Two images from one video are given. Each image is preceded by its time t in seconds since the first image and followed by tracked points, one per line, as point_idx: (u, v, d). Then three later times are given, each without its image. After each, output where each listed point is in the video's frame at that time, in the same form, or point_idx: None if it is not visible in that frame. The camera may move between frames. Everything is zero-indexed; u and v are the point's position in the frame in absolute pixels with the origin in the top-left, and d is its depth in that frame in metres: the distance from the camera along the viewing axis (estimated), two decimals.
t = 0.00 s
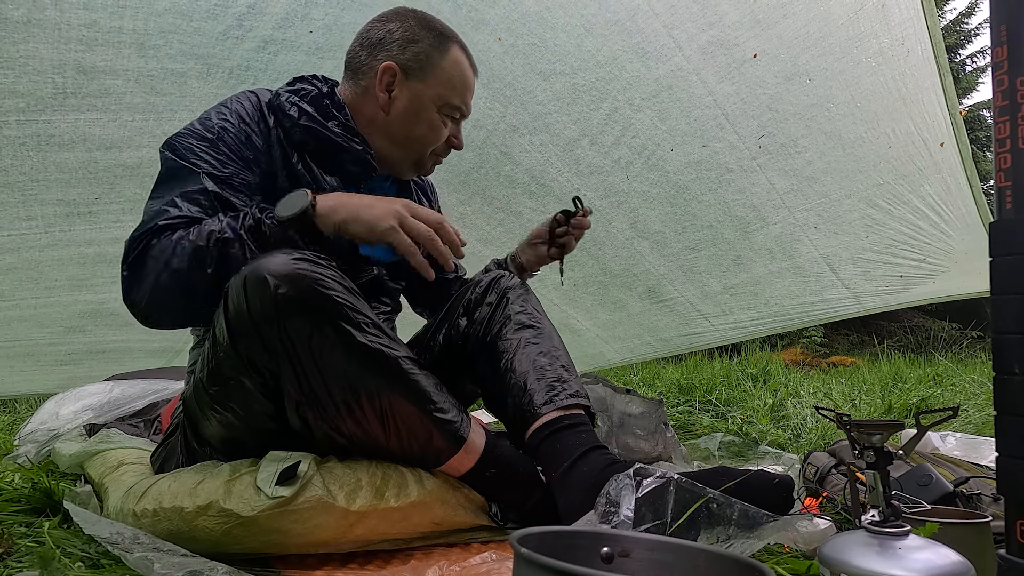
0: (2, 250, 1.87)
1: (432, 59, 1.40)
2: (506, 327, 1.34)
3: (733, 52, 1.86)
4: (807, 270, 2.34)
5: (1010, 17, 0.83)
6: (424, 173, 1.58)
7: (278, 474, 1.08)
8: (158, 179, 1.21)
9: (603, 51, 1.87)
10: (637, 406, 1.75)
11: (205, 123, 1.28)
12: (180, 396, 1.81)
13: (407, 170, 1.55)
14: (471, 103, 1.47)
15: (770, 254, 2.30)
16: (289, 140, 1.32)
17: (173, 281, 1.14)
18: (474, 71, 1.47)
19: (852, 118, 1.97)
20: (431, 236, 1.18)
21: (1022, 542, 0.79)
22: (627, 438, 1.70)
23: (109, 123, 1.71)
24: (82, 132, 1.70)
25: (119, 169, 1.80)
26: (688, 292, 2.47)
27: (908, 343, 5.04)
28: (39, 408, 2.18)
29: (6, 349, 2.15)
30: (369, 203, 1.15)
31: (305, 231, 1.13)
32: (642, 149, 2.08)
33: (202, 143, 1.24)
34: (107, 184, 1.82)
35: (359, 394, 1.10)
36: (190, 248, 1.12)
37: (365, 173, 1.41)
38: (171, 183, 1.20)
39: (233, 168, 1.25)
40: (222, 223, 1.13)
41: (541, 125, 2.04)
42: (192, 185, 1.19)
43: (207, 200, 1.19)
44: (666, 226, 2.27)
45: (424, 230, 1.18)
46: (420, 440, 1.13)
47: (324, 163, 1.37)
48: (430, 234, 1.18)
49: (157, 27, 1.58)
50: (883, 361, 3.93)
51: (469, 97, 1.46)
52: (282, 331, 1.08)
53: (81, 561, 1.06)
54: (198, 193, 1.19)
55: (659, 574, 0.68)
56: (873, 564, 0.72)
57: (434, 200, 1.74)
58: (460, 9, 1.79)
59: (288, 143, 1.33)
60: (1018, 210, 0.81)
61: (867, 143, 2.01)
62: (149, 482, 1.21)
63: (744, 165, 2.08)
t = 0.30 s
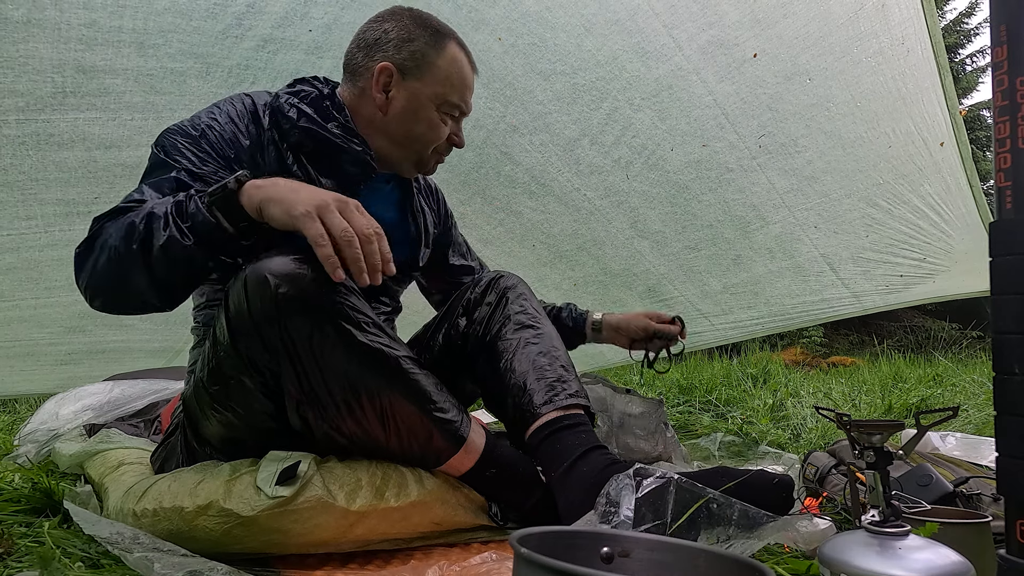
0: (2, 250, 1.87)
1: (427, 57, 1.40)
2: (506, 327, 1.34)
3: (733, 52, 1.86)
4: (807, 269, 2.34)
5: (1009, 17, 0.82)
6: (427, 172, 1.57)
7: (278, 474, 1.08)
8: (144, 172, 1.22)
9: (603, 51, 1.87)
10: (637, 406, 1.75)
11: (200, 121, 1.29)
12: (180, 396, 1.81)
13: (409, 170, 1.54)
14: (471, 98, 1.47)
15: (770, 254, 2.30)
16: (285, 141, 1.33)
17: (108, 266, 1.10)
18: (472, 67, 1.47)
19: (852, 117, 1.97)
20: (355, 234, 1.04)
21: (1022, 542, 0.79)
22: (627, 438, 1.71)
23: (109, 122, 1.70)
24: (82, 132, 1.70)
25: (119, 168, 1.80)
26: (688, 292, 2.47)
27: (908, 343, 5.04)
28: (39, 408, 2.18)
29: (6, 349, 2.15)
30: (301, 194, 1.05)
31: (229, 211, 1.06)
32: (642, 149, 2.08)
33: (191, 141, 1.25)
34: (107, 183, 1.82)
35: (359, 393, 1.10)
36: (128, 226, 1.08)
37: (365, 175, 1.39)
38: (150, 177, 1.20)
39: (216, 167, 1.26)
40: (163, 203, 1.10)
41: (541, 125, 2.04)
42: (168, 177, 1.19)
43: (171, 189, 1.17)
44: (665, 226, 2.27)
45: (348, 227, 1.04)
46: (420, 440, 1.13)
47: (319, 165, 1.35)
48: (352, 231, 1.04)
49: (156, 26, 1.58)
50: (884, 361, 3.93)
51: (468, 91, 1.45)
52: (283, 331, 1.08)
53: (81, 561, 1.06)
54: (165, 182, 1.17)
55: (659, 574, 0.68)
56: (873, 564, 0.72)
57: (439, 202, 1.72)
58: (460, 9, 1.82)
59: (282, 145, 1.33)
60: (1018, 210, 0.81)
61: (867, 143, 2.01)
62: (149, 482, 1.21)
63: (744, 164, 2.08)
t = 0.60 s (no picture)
0: (2, 251, 1.87)
1: (431, 59, 1.40)
2: (508, 328, 1.34)
3: (733, 52, 1.86)
4: (807, 269, 2.34)
5: (1010, 17, 0.83)
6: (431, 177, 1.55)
7: (278, 472, 1.08)
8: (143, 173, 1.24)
9: (603, 51, 1.87)
10: (637, 406, 1.73)
11: (204, 124, 1.31)
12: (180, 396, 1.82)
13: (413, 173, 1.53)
14: (478, 103, 1.46)
15: (770, 253, 2.30)
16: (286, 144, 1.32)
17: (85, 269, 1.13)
18: (480, 72, 1.46)
19: (852, 117, 1.98)
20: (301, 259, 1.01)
21: (1022, 542, 0.79)
22: (627, 438, 1.71)
23: (110, 123, 1.71)
24: (83, 132, 1.70)
25: (119, 168, 1.81)
26: (688, 291, 2.47)
27: (908, 343, 5.04)
28: (40, 408, 2.18)
29: (6, 349, 2.15)
30: (247, 221, 1.02)
31: (185, 236, 1.06)
32: (642, 149, 2.08)
33: (192, 145, 1.27)
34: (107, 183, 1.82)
35: (359, 391, 1.10)
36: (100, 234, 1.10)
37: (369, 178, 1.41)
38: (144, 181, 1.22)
39: (212, 170, 1.26)
40: (130, 215, 1.10)
41: (541, 125, 2.04)
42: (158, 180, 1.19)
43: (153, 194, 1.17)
44: (666, 226, 2.27)
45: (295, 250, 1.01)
46: (420, 438, 1.14)
47: (318, 168, 1.36)
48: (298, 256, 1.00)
49: (157, 27, 1.58)
50: (883, 361, 3.93)
51: (475, 96, 1.45)
52: (283, 329, 1.08)
53: (81, 561, 1.06)
54: (152, 185, 1.18)
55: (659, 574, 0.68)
56: (873, 564, 0.72)
57: (448, 203, 1.72)
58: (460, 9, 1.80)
59: (281, 146, 1.31)
60: (1018, 210, 0.81)
61: (867, 143, 2.01)
62: (149, 481, 1.21)
63: (744, 164, 2.08)
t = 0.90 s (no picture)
0: (2, 250, 1.87)
1: (433, 58, 1.40)
2: (509, 329, 1.34)
3: (733, 52, 1.86)
4: (807, 269, 2.34)
5: (1010, 17, 0.82)
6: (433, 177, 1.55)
7: (279, 473, 1.08)
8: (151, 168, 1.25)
9: (603, 51, 1.87)
10: (637, 406, 1.73)
11: (212, 123, 1.30)
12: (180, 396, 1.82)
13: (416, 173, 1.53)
14: (482, 104, 1.45)
15: (770, 253, 2.30)
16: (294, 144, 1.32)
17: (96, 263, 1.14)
18: (485, 74, 1.45)
19: (852, 117, 1.98)
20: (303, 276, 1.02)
21: (1022, 542, 0.79)
22: (627, 438, 1.71)
23: (109, 122, 1.71)
24: (82, 131, 1.70)
25: (118, 168, 1.81)
26: (688, 291, 2.47)
27: (908, 343, 5.04)
28: (39, 408, 2.18)
29: (6, 349, 2.15)
30: (252, 232, 1.00)
31: (187, 244, 1.05)
32: (642, 149, 2.08)
33: (199, 144, 1.27)
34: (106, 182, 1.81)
35: (359, 392, 1.10)
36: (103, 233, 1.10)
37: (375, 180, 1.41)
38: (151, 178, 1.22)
39: (219, 169, 1.26)
40: (132, 217, 1.09)
41: (541, 125, 2.04)
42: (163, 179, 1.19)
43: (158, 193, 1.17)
44: (665, 226, 2.27)
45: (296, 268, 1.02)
46: (421, 439, 1.14)
47: (325, 169, 1.35)
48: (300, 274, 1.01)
49: (155, 25, 1.57)
50: (883, 361, 3.94)
51: (478, 96, 1.44)
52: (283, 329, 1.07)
53: (81, 561, 1.06)
54: (158, 182, 1.18)
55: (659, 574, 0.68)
56: (873, 564, 0.72)
57: (452, 206, 1.72)
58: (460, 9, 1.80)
59: (289, 147, 1.31)
60: (1018, 210, 0.81)
61: (867, 143, 2.02)
62: (149, 482, 1.21)
63: (744, 164, 2.08)
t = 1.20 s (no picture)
0: (2, 250, 1.87)
1: (401, 40, 1.37)
2: (508, 328, 1.34)
3: (733, 52, 1.86)
4: (807, 269, 2.35)
5: (1010, 17, 0.82)
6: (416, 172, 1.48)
7: (279, 473, 1.07)
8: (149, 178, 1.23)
9: (603, 51, 1.87)
10: (637, 406, 1.74)
11: (209, 126, 1.30)
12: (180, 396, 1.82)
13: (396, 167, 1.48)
14: (454, 87, 1.38)
15: (770, 253, 2.30)
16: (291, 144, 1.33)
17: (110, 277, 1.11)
18: (459, 58, 1.39)
19: (852, 117, 1.98)
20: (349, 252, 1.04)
21: (1022, 542, 0.79)
22: (627, 438, 1.71)
23: (109, 122, 1.70)
24: (82, 131, 1.70)
25: (118, 167, 1.80)
26: (688, 291, 2.47)
27: (908, 343, 5.04)
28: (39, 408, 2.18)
29: (6, 349, 2.15)
30: (309, 219, 1.06)
31: (239, 240, 1.06)
32: (642, 149, 2.08)
33: (202, 148, 1.26)
34: (106, 183, 1.81)
35: (359, 392, 1.10)
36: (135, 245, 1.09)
37: (371, 178, 1.44)
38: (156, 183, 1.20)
39: (226, 171, 1.27)
40: (175, 225, 1.10)
41: (541, 125, 2.03)
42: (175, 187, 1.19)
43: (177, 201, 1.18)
44: (666, 226, 2.27)
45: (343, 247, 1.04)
46: (421, 439, 1.14)
47: (323, 168, 1.37)
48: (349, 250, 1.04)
49: (155, 25, 1.57)
50: (883, 361, 3.94)
51: (450, 79, 1.38)
52: (283, 329, 1.07)
53: (81, 561, 1.06)
54: (175, 190, 1.19)
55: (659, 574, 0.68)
56: (873, 564, 0.72)
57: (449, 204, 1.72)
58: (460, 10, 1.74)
59: (287, 148, 1.33)
60: (1018, 210, 0.81)
61: (867, 143, 2.02)
62: (149, 482, 1.21)
63: (744, 164, 2.08)
